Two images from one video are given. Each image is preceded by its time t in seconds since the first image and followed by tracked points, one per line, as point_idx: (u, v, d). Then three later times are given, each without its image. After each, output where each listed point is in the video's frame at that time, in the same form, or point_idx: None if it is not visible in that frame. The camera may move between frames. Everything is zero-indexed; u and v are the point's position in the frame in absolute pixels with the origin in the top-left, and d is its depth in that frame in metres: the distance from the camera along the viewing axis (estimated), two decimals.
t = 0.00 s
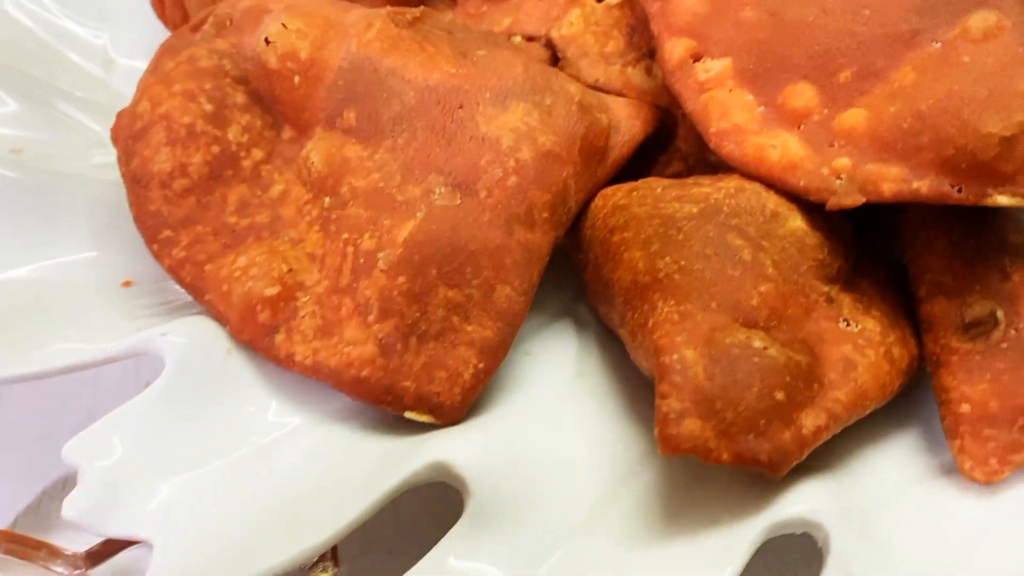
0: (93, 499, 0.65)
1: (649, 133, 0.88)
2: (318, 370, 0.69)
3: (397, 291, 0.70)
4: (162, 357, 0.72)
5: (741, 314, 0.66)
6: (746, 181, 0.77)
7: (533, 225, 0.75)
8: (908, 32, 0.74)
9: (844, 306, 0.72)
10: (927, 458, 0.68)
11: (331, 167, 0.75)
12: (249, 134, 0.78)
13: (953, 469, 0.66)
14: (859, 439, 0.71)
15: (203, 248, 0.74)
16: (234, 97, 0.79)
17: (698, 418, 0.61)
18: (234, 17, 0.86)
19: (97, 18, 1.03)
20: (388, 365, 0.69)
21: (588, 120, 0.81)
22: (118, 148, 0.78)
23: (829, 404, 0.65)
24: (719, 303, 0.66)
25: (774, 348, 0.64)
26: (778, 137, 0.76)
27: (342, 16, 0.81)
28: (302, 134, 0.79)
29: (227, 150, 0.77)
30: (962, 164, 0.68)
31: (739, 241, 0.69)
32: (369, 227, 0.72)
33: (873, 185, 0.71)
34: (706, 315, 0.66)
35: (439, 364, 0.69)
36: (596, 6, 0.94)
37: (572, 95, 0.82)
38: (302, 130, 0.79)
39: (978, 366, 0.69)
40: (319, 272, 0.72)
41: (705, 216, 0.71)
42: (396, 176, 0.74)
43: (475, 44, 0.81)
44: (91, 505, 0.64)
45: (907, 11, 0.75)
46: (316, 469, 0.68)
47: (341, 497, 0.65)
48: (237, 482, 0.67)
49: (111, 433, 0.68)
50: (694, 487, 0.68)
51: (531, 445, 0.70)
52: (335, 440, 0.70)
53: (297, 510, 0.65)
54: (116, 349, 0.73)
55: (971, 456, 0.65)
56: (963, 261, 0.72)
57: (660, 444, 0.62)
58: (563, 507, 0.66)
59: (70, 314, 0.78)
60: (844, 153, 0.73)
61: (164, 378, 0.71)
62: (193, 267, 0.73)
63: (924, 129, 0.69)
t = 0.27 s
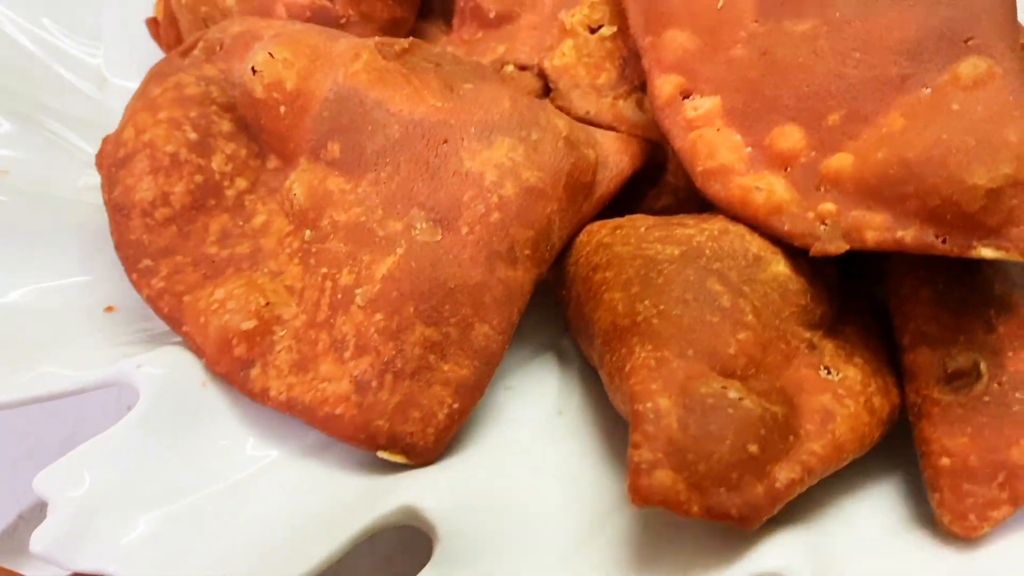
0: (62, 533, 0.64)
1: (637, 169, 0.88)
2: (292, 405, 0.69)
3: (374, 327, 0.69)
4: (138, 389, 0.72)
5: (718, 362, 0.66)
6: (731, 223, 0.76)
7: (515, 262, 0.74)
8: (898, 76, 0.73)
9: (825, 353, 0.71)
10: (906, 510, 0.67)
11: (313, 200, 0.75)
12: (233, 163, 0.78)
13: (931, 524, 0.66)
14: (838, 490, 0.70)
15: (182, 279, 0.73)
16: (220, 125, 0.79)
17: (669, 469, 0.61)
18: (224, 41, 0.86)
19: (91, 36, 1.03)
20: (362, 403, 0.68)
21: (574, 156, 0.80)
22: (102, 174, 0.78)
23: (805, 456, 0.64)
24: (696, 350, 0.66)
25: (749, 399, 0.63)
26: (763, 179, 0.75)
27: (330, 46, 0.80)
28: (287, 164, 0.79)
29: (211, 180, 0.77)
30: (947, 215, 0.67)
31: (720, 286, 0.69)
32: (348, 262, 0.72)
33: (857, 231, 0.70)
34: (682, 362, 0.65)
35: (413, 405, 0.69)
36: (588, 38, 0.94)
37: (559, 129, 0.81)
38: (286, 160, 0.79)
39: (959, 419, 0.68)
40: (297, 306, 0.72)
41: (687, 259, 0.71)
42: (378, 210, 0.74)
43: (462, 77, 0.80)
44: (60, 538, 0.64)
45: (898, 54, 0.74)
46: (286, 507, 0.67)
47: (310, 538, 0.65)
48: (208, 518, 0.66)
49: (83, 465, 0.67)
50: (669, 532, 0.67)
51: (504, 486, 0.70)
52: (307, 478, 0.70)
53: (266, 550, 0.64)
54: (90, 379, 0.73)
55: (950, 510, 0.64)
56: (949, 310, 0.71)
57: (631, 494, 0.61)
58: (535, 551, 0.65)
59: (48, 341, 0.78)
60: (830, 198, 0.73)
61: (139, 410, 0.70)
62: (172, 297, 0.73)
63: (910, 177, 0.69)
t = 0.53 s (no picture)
0: (33, 568, 0.64)
1: (628, 207, 0.87)
2: (269, 443, 0.69)
3: (353, 366, 0.69)
4: (116, 422, 0.72)
5: (697, 414, 0.65)
6: (717, 267, 0.76)
7: (498, 301, 0.74)
8: (891, 124, 0.72)
9: (808, 404, 0.70)
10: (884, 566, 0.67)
11: (298, 234, 0.75)
12: (221, 194, 0.78)
13: None
14: (814, 541, 0.69)
15: (165, 310, 0.73)
16: (210, 154, 0.79)
17: (642, 524, 0.61)
18: (218, 68, 0.86)
19: (91, 54, 1.03)
20: (339, 443, 0.68)
21: (563, 195, 0.80)
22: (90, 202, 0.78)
23: (780, 512, 0.64)
24: (675, 401, 0.65)
25: (726, 453, 0.63)
26: (751, 224, 0.75)
27: (322, 77, 0.80)
28: (275, 195, 0.79)
29: (197, 211, 0.77)
30: (933, 271, 0.67)
31: (702, 335, 0.68)
32: (330, 299, 0.71)
33: (843, 282, 0.71)
34: (661, 412, 0.65)
35: (390, 446, 0.68)
36: (585, 71, 0.93)
37: (549, 167, 0.80)
38: (274, 191, 0.79)
39: (942, 476, 0.67)
40: (277, 341, 0.72)
41: (671, 305, 0.70)
42: (363, 246, 0.74)
43: (453, 112, 0.80)
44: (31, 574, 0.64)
45: (891, 103, 0.73)
46: (259, 548, 0.67)
47: None
48: (179, 557, 0.66)
49: (58, 499, 0.68)
50: None
51: (479, 531, 0.70)
52: (283, 517, 0.69)
53: None
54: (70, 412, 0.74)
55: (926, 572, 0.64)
56: (934, 364, 0.70)
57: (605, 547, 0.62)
58: None
59: (33, 370, 0.78)
60: (817, 246, 0.72)
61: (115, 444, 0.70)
62: (154, 329, 0.73)
63: (898, 230, 0.69)
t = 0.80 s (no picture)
0: None
1: (612, 240, 0.87)
2: (243, 476, 0.70)
3: (328, 402, 0.70)
4: (94, 451, 0.74)
5: (667, 459, 0.66)
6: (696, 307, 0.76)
7: (476, 337, 0.74)
8: (871, 170, 0.72)
9: (782, 449, 0.70)
10: None
11: (278, 266, 0.75)
12: (204, 222, 0.79)
13: None
14: None
15: (145, 339, 0.74)
16: (194, 183, 0.80)
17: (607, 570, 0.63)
18: (207, 93, 0.86)
19: (85, 70, 1.04)
20: (311, 478, 0.69)
21: (545, 230, 0.80)
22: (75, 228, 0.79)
23: (746, 560, 0.65)
24: (646, 445, 0.66)
25: (693, 501, 0.65)
26: (729, 266, 0.75)
27: (309, 108, 0.81)
28: (258, 224, 0.79)
29: (180, 239, 0.77)
30: (907, 320, 0.67)
31: (675, 378, 0.68)
32: (307, 333, 0.72)
33: (817, 328, 0.71)
34: (631, 457, 0.66)
35: (361, 484, 0.69)
36: (573, 102, 0.93)
37: (532, 202, 0.81)
38: (258, 220, 0.79)
39: (913, 525, 0.67)
40: (255, 373, 0.72)
41: (646, 346, 0.71)
42: (342, 279, 0.74)
43: (437, 146, 0.80)
44: None
45: (874, 147, 0.73)
46: None
47: None
48: None
49: (31, 526, 0.69)
50: None
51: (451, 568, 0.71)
52: (253, 552, 0.70)
53: None
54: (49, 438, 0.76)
55: None
56: (908, 411, 0.70)
57: None
58: None
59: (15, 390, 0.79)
60: (794, 291, 0.73)
61: (91, 474, 0.72)
62: (133, 358, 0.74)
63: (874, 277, 0.68)
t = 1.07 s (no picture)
0: None
1: (586, 275, 0.87)
2: (201, 511, 0.70)
3: (288, 439, 0.70)
4: (55, 480, 0.74)
5: (624, 510, 0.66)
6: (665, 350, 0.76)
7: (441, 375, 0.74)
8: (844, 220, 0.71)
9: (745, 499, 0.71)
10: None
11: (245, 298, 0.75)
12: (175, 251, 0.79)
13: None
14: None
15: (110, 368, 0.74)
16: (168, 210, 0.80)
17: None
18: (185, 119, 0.87)
19: (71, 87, 1.04)
20: (269, 515, 0.69)
21: (517, 266, 0.80)
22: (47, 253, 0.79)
23: None
24: (603, 495, 0.66)
25: (647, 555, 0.65)
26: (698, 311, 0.75)
27: (284, 137, 0.81)
28: (230, 253, 0.79)
29: (150, 268, 0.77)
30: (873, 376, 0.67)
31: (636, 427, 0.68)
32: (270, 368, 0.72)
33: (782, 380, 0.70)
34: (587, 507, 0.65)
35: (318, 524, 0.69)
36: (553, 135, 0.93)
37: (505, 238, 0.80)
38: (229, 249, 0.79)
39: None
40: (218, 406, 0.72)
41: (608, 393, 0.70)
42: (309, 313, 0.74)
43: (411, 179, 0.80)
44: None
45: (846, 196, 0.72)
46: None
47: None
48: None
49: None
50: None
51: None
52: None
53: None
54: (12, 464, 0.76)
55: None
56: (874, 464, 0.70)
57: None
58: None
59: None
60: (761, 339, 0.72)
61: (50, 504, 0.72)
62: (97, 387, 0.74)
63: (841, 330, 0.68)
